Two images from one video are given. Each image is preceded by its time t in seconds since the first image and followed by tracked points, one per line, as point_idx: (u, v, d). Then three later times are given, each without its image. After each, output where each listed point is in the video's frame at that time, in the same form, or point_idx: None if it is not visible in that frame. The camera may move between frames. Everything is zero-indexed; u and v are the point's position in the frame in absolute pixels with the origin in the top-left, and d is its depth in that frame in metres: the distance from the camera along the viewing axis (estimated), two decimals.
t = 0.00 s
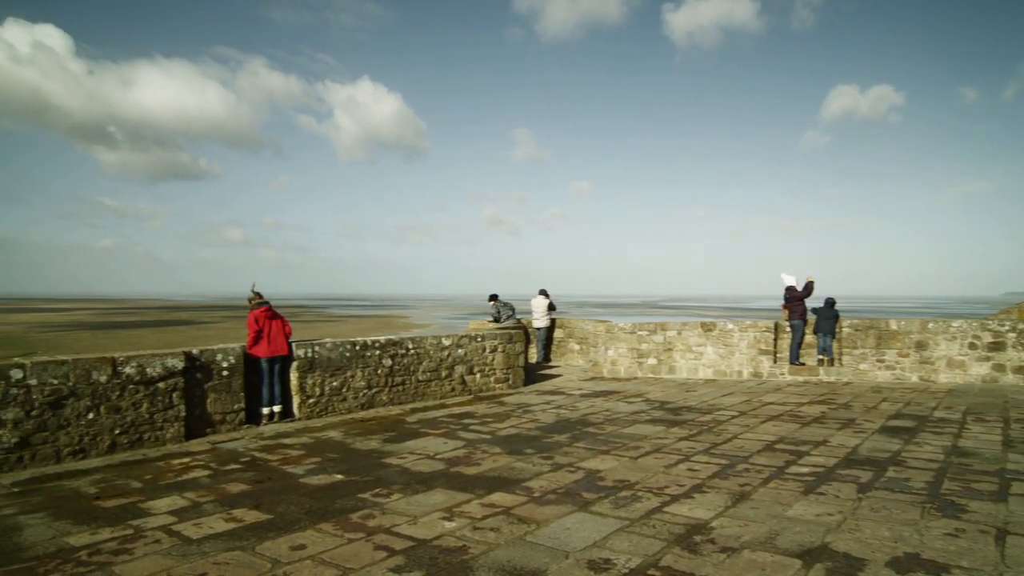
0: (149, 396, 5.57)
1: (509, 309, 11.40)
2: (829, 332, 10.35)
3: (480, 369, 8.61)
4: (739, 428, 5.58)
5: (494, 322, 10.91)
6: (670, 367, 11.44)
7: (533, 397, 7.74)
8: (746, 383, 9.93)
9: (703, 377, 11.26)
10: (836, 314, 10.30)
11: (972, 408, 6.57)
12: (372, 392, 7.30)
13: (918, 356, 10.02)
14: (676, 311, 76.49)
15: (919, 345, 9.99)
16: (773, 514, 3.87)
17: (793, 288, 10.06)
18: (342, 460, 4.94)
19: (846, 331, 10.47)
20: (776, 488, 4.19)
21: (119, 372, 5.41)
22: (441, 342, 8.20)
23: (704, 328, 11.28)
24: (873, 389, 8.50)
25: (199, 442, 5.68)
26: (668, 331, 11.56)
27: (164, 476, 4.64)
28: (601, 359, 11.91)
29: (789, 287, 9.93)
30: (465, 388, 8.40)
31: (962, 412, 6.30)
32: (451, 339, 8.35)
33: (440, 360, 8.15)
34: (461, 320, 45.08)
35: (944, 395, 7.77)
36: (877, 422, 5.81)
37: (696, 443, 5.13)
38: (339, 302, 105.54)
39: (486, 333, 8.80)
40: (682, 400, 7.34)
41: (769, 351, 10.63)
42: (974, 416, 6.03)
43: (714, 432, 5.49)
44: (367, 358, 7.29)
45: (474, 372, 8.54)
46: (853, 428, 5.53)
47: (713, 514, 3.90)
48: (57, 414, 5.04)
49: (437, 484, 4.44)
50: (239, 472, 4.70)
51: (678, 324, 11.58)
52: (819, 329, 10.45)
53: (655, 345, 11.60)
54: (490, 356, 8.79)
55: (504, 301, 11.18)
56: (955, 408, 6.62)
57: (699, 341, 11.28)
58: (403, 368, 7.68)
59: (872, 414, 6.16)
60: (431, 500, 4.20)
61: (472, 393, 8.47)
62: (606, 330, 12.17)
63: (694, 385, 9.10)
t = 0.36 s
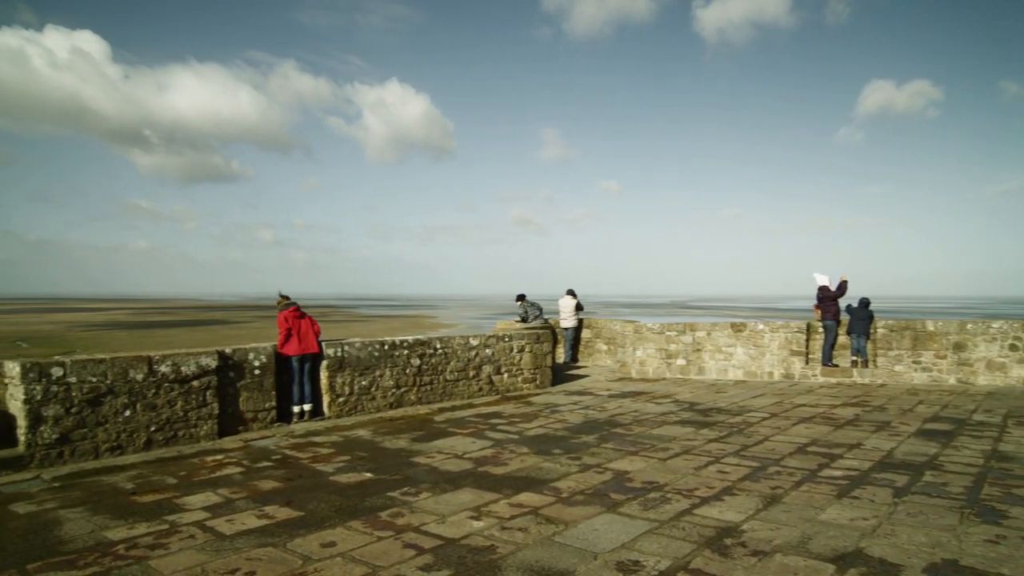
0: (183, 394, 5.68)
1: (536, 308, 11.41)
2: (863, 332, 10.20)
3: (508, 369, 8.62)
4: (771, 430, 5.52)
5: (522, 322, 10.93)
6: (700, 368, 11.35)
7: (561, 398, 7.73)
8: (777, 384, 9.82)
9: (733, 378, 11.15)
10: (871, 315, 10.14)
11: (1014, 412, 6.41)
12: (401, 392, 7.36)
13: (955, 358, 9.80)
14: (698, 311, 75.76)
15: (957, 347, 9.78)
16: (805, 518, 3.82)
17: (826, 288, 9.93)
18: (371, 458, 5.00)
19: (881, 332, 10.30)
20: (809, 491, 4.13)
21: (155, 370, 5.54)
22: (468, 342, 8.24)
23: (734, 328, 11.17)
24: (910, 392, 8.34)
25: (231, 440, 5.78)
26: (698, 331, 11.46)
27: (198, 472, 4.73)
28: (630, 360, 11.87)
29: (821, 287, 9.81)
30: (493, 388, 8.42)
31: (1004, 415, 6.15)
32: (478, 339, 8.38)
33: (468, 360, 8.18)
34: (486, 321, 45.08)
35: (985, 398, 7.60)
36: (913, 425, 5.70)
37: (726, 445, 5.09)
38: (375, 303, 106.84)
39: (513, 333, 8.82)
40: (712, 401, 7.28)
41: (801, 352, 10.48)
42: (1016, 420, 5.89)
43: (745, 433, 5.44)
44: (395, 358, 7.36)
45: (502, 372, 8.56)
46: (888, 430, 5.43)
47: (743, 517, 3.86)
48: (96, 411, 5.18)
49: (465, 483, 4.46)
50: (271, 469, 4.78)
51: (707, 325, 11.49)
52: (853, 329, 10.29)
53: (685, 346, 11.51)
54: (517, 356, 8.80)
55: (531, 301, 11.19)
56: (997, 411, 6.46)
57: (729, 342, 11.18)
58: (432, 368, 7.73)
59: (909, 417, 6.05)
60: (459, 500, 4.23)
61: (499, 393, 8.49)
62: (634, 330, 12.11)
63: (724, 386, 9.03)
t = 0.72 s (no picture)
0: (216, 392, 5.78)
1: (562, 308, 11.39)
2: (897, 333, 10.03)
3: (534, 369, 8.62)
4: (802, 432, 5.46)
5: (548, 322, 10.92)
6: (728, 369, 11.25)
7: (588, 398, 7.71)
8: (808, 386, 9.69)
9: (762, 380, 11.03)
10: (905, 315, 9.97)
11: None
12: (428, 391, 7.41)
13: (994, 360, 9.58)
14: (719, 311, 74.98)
15: (996, 348, 9.55)
16: (837, 522, 3.76)
17: (859, 288, 9.80)
18: (399, 457, 5.04)
19: (916, 333, 10.12)
20: (841, 494, 4.07)
21: (188, 369, 5.64)
22: (495, 342, 8.26)
23: (764, 329, 11.05)
24: (947, 394, 8.17)
25: (261, 437, 5.87)
26: (727, 332, 11.35)
27: (230, 469, 4.82)
28: (657, 360, 11.79)
29: (854, 287, 9.68)
30: (520, 388, 8.43)
31: None
32: (505, 338, 8.39)
33: (494, 360, 8.20)
34: (512, 321, 44.99)
35: None
36: (950, 428, 5.59)
37: (755, 447, 5.04)
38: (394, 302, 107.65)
39: (540, 333, 8.81)
40: (742, 402, 7.21)
41: (833, 353, 10.34)
42: None
43: (775, 435, 5.38)
44: (422, 358, 7.40)
45: (529, 372, 8.57)
46: (924, 434, 5.33)
47: (774, 521, 3.81)
48: (131, 408, 5.30)
49: (493, 482, 4.48)
50: (300, 467, 4.85)
51: (736, 325, 11.37)
52: (887, 330, 10.13)
53: (713, 346, 11.40)
54: (544, 356, 8.80)
55: (556, 301, 11.16)
56: None
57: (759, 343, 11.05)
58: (458, 368, 7.76)
59: (946, 420, 5.93)
60: (486, 499, 4.24)
61: (526, 392, 8.50)
62: (661, 330, 12.03)
63: (754, 387, 8.94)
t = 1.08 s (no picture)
0: (249, 390, 5.88)
1: (591, 309, 11.36)
2: (935, 335, 9.83)
3: (563, 369, 8.61)
4: (837, 435, 5.38)
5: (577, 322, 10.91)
6: (760, 370, 11.12)
7: (617, 399, 7.68)
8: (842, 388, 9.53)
9: (794, 381, 10.87)
10: (944, 316, 9.76)
11: None
12: (457, 390, 7.45)
13: None
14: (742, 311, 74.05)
15: None
16: (874, 526, 3.69)
17: (895, 288, 9.63)
18: (429, 456, 5.08)
19: (955, 334, 9.90)
20: (877, 499, 4.00)
21: (223, 368, 5.75)
22: (524, 342, 8.27)
23: (797, 329, 10.90)
24: (988, 397, 7.99)
25: (293, 435, 5.96)
26: (758, 332, 11.22)
27: (263, 467, 4.90)
28: (687, 361, 11.71)
29: (890, 286, 9.52)
30: (548, 388, 8.43)
31: None
32: (534, 338, 8.39)
33: (523, 360, 8.21)
34: (538, 320, 44.87)
35: None
36: (991, 432, 5.45)
37: (788, 449, 4.97)
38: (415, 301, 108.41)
39: (568, 333, 8.80)
40: (774, 404, 7.12)
41: (869, 355, 10.18)
42: None
43: (809, 437, 5.31)
44: (451, 357, 7.44)
45: (557, 372, 8.56)
46: (964, 437, 5.21)
47: (807, 525, 3.75)
48: (168, 406, 5.42)
49: (522, 482, 4.49)
50: (331, 465, 4.91)
51: (768, 325, 11.22)
52: (924, 331, 9.94)
53: (744, 347, 11.27)
54: (572, 356, 8.78)
55: (584, 301, 11.13)
56: None
57: (791, 344, 10.90)
58: (487, 367, 7.79)
59: (987, 424, 5.79)
60: (515, 499, 4.25)
61: (554, 393, 8.49)
62: (691, 330, 11.94)
63: (787, 388, 8.83)
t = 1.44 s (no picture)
0: (281, 388, 5.98)
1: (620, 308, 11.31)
2: (975, 336, 9.60)
3: (592, 369, 8.59)
4: (873, 438, 5.29)
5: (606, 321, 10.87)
6: (793, 371, 10.97)
7: (648, 400, 7.64)
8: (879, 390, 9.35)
9: (828, 383, 10.69)
10: (985, 317, 9.51)
11: None
12: (486, 390, 7.48)
13: None
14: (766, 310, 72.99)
15: None
16: (911, 532, 3.61)
17: (934, 287, 9.41)
18: (458, 456, 5.11)
19: (996, 335, 9.65)
20: (915, 504, 3.92)
21: (256, 366, 5.85)
22: (553, 342, 8.27)
23: (831, 330, 10.73)
24: None
25: (324, 433, 6.05)
26: (791, 333, 11.07)
27: (296, 464, 4.98)
28: (718, 362, 11.59)
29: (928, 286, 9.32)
30: (577, 388, 8.42)
31: None
32: (562, 338, 8.38)
33: (552, 360, 8.21)
34: (566, 320, 44.82)
35: None
36: None
37: (822, 452, 4.90)
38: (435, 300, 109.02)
39: (597, 333, 8.77)
40: (808, 406, 7.02)
41: (907, 356, 9.99)
42: None
43: (844, 440, 5.22)
44: (480, 357, 7.47)
45: (586, 372, 8.54)
46: (1007, 442, 5.08)
47: (842, 529, 3.69)
48: (203, 403, 5.53)
49: (551, 483, 4.49)
50: (362, 463, 4.97)
51: (801, 326, 11.06)
52: (964, 332, 9.70)
53: (776, 347, 11.12)
54: (601, 356, 8.76)
55: (613, 301, 11.09)
56: None
57: (825, 345, 10.73)
58: (516, 367, 7.80)
59: None
60: (545, 499, 4.26)
61: (583, 393, 8.48)
62: (722, 330, 11.83)
63: (821, 390, 8.69)
